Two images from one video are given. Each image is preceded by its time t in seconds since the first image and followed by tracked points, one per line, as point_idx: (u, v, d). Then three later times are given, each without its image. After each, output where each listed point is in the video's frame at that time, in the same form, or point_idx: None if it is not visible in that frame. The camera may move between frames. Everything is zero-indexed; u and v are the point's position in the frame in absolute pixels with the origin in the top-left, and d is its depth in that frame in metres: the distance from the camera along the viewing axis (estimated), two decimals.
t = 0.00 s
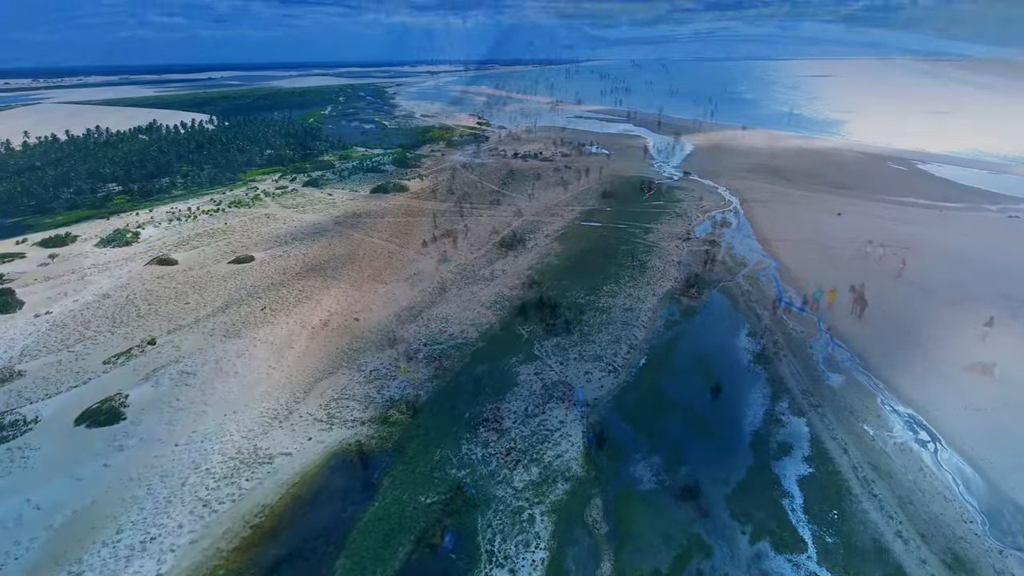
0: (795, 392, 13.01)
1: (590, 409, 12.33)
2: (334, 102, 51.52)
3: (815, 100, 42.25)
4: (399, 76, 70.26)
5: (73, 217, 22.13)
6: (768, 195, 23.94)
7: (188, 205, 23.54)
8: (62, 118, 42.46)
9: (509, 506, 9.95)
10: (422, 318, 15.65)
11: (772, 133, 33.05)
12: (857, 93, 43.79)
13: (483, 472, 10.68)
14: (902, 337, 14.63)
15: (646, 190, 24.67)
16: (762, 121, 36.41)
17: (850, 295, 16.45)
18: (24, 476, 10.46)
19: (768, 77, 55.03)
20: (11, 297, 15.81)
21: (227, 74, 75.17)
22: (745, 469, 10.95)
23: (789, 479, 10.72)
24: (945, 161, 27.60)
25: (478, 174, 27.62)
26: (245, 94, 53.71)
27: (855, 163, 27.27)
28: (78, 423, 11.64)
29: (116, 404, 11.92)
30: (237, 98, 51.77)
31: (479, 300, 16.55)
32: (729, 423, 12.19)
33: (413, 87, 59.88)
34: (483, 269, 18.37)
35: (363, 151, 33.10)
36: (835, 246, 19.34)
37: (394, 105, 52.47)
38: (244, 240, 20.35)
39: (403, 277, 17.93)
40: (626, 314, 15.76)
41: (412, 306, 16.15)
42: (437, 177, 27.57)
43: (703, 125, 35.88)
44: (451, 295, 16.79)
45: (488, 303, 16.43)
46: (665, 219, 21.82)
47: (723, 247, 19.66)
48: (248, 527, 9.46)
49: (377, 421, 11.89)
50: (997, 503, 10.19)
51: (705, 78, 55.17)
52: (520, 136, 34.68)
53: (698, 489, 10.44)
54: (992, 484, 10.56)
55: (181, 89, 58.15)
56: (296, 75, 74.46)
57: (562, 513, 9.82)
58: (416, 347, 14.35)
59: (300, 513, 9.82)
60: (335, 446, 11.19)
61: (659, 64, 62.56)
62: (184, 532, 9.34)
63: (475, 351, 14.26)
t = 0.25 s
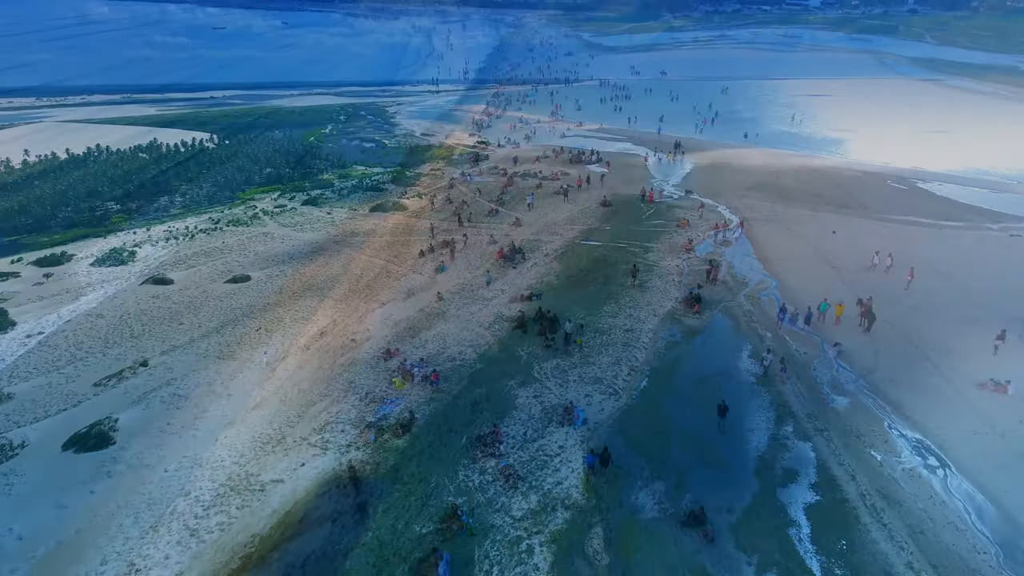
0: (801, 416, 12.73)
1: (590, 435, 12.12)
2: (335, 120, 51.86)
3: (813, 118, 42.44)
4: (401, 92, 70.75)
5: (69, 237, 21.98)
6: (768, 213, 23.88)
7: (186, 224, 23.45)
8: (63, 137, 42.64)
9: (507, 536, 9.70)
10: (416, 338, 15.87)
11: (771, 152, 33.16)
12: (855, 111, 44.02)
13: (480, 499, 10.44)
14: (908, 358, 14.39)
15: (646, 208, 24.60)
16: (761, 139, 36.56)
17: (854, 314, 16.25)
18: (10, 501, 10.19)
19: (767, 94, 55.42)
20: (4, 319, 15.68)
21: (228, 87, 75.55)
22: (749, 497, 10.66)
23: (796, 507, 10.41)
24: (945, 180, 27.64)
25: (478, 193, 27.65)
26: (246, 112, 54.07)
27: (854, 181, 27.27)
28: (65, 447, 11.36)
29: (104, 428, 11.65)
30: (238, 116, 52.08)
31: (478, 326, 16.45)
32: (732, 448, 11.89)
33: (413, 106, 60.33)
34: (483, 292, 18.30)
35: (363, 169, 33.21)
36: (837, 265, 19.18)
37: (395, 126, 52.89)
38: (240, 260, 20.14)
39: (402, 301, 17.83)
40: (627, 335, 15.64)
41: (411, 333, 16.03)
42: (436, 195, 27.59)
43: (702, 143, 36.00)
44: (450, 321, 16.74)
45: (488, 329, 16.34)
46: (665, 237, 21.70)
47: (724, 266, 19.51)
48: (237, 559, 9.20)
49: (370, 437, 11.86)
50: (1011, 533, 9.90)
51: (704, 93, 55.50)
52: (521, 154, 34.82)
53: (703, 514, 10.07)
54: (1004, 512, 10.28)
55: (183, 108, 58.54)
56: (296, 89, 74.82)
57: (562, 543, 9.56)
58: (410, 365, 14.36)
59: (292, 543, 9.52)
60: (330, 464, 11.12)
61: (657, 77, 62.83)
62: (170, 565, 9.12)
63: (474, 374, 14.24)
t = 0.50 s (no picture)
0: (807, 438, 12.56)
1: (591, 457, 12.22)
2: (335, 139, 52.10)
3: (814, 131, 42.27)
4: (400, 98, 70.65)
5: (65, 254, 22.17)
6: (770, 223, 23.58)
7: (184, 243, 23.39)
8: (63, 155, 42.70)
9: (504, 566, 10.02)
10: (407, 354, 16.99)
11: (773, 160, 32.85)
12: (856, 123, 43.86)
13: (479, 528, 10.71)
14: (915, 379, 14.25)
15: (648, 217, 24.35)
16: (763, 147, 36.24)
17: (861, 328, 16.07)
18: (6, 525, 11.34)
19: (768, 101, 55.26)
20: None
21: (226, 91, 75.30)
22: (756, 524, 10.54)
23: (804, 535, 10.30)
24: (946, 198, 27.52)
25: (477, 209, 27.53)
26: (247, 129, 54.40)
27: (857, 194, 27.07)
28: (53, 472, 12.35)
29: (93, 454, 12.64)
30: (239, 134, 52.37)
31: (476, 356, 16.46)
32: (736, 471, 11.76)
33: (413, 121, 60.51)
34: (480, 320, 18.34)
35: (363, 188, 33.03)
36: (841, 283, 19.02)
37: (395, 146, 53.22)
38: (246, 274, 20.72)
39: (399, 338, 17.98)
40: (627, 356, 15.49)
41: (407, 370, 16.18)
42: (436, 213, 27.49)
43: (703, 149, 35.64)
44: (447, 352, 16.87)
45: (486, 356, 16.34)
46: (666, 249, 21.44)
47: (725, 280, 19.28)
48: None
49: (362, 457, 12.62)
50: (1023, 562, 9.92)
51: (705, 99, 55.32)
52: (521, 161, 34.64)
53: (708, 543, 10.09)
54: (1016, 540, 10.29)
55: (183, 125, 58.74)
56: (294, 92, 74.42)
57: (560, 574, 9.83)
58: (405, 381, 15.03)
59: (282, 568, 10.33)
60: (321, 489, 11.86)
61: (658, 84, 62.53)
62: None
63: (471, 398, 14.50)
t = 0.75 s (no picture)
0: (815, 459, 12.22)
1: (593, 478, 11.93)
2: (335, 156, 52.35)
3: (815, 139, 42.06)
4: (400, 106, 70.56)
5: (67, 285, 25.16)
6: (773, 232, 23.16)
7: (178, 277, 25.73)
8: (63, 174, 43.01)
9: None
10: (401, 368, 16.90)
11: (775, 168, 32.46)
12: (857, 133, 43.68)
13: (476, 557, 10.43)
14: (926, 395, 13.87)
15: (650, 226, 23.98)
16: (765, 154, 35.86)
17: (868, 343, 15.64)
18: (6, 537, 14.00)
19: (768, 107, 54.99)
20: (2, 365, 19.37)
21: (225, 98, 75.29)
22: (763, 554, 10.28)
23: (811, 566, 10.08)
24: (949, 212, 27.26)
25: (476, 217, 27.22)
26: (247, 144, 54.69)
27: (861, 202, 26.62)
28: (41, 498, 14.93)
29: (80, 480, 15.34)
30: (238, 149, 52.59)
31: (472, 369, 16.09)
32: (741, 496, 11.41)
33: (412, 132, 60.59)
34: (478, 333, 17.92)
35: (360, 215, 34.04)
36: (846, 293, 18.59)
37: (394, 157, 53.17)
38: (215, 306, 23.07)
39: (395, 354, 17.75)
40: (629, 375, 15.09)
41: (401, 386, 15.90)
42: (434, 227, 27.39)
43: (704, 156, 35.29)
44: (442, 365, 16.50)
45: (483, 370, 15.99)
46: (667, 260, 21.06)
47: (728, 290, 18.87)
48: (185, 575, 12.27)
49: (354, 479, 12.69)
50: None
51: (705, 106, 55.10)
52: (520, 169, 34.38)
53: (718, 571, 9.73)
54: None
55: (180, 130, 58.62)
56: (294, 99, 74.33)
57: None
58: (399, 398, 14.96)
59: None
60: (312, 513, 12.08)
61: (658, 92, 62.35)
62: None
63: (469, 418, 14.10)
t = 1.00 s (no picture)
0: (825, 481, 11.79)
1: (595, 501, 11.55)
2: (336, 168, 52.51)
3: (816, 146, 41.77)
4: (400, 113, 70.44)
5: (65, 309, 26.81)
6: (777, 241, 22.73)
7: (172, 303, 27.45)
8: (64, 188, 43.17)
9: None
10: (397, 382, 16.49)
11: (778, 174, 31.99)
12: (860, 141, 43.34)
13: None
14: (938, 413, 13.44)
15: (651, 236, 23.57)
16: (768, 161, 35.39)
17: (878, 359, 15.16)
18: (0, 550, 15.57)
19: (769, 113, 54.65)
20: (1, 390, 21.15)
21: (224, 105, 75.12)
22: None
23: None
24: (956, 217, 26.81)
25: (475, 225, 26.86)
26: (245, 152, 54.46)
27: (866, 210, 26.16)
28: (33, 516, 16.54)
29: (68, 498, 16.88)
30: (237, 158, 52.42)
31: (469, 385, 15.64)
32: (748, 522, 11.00)
33: (412, 139, 60.47)
34: (476, 347, 17.48)
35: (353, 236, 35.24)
36: (853, 304, 18.14)
37: (393, 165, 52.92)
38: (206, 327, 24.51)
39: (391, 369, 17.32)
40: (632, 391, 14.67)
41: (396, 403, 15.45)
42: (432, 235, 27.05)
43: (706, 163, 34.84)
44: (438, 380, 16.06)
45: (481, 385, 15.54)
46: (669, 270, 20.62)
47: (732, 301, 18.41)
48: None
49: (346, 501, 12.24)
50: None
51: (706, 113, 54.78)
52: (520, 177, 34.06)
53: None
54: None
55: (178, 136, 58.53)
56: (293, 106, 74.17)
57: None
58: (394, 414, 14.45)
59: None
60: (301, 538, 11.76)
61: (658, 99, 62.07)
62: None
63: (467, 437, 13.69)
